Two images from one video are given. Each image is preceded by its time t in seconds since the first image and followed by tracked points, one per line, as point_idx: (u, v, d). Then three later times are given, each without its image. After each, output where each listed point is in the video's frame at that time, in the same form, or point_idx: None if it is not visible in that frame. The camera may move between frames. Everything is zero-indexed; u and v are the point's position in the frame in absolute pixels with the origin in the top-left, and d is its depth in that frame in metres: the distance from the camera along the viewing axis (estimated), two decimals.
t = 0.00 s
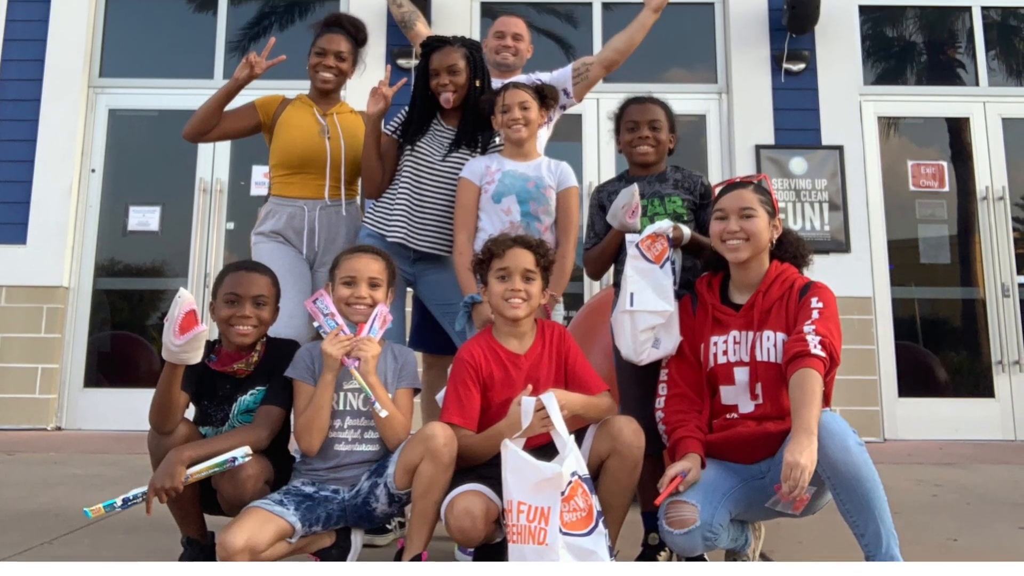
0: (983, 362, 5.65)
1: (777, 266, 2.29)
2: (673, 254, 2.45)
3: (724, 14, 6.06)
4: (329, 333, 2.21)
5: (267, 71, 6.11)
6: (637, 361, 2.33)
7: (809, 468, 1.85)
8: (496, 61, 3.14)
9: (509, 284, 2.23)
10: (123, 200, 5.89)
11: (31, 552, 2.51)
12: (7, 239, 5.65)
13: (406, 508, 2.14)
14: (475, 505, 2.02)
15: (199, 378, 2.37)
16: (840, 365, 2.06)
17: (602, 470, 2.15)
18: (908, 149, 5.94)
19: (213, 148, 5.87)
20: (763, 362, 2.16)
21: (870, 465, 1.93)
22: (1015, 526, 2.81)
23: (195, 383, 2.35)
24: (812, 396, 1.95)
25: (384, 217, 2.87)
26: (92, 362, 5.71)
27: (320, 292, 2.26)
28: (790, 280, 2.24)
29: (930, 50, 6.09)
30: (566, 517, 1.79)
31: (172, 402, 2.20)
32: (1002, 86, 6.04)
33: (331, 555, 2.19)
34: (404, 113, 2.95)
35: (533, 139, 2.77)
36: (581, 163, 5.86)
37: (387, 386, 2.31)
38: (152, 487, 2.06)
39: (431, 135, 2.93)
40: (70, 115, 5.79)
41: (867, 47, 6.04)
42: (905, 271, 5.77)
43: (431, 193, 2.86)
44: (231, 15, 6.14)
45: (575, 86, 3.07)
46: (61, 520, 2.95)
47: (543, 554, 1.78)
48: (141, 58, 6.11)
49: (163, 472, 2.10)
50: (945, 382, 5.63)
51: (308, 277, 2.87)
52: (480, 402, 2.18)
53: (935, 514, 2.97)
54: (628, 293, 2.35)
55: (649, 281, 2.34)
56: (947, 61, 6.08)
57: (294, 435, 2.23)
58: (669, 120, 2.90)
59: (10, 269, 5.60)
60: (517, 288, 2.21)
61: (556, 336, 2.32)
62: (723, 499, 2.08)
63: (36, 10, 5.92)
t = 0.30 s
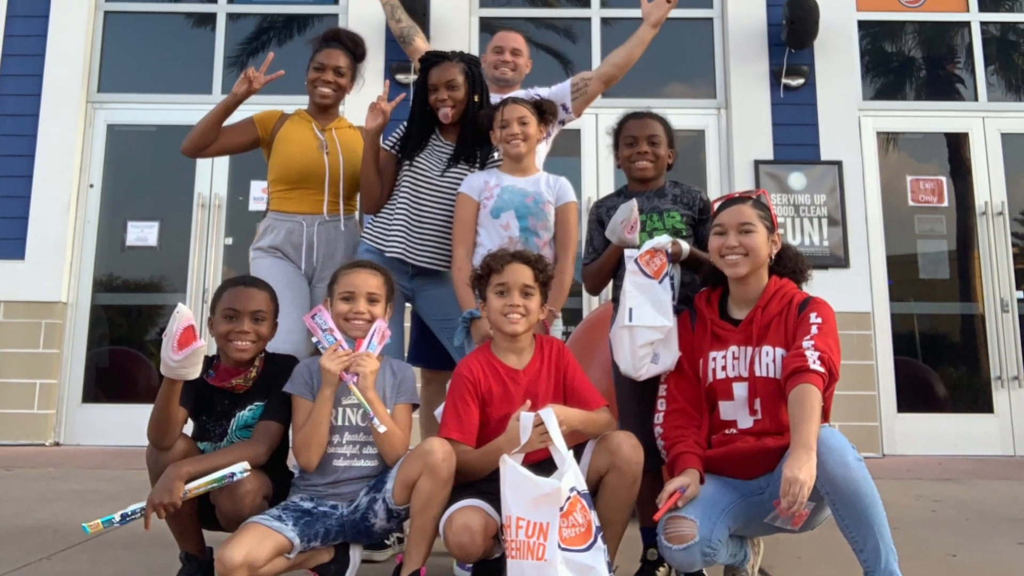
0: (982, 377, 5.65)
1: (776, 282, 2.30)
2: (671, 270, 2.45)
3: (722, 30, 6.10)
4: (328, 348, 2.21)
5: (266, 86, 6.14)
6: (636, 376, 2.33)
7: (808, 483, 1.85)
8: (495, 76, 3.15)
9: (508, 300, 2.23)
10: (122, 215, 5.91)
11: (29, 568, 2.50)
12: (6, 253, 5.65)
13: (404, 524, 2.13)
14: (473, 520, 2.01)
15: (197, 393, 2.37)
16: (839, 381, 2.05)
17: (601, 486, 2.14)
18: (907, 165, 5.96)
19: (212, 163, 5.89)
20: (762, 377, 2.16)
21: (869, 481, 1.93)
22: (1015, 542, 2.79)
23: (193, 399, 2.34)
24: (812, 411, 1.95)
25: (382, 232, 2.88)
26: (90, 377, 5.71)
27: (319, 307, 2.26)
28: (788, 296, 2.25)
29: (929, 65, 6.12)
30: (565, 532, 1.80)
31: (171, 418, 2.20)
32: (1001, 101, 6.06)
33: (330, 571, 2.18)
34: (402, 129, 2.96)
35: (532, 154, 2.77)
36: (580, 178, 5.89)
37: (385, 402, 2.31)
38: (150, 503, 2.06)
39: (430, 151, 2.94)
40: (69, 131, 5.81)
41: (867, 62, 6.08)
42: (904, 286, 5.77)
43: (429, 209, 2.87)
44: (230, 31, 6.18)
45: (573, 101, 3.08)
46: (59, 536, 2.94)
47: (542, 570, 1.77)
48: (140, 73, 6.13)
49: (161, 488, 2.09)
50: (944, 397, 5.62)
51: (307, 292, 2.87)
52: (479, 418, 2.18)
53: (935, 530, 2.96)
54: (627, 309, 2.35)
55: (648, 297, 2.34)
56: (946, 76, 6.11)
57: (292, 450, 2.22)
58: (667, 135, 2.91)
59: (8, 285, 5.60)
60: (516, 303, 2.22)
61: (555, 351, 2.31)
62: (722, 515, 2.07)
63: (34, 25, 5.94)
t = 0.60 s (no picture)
0: (981, 393, 5.64)
1: (775, 297, 2.30)
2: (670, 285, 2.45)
3: (721, 45, 6.13)
4: (326, 363, 2.21)
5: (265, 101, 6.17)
6: (635, 392, 2.32)
7: (807, 499, 1.84)
8: (493, 92, 3.17)
9: (506, 315, 2.24)
10: (120, 230, 5.92)
11: None
12: (5, 268, 5.66)
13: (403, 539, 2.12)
14: (472, 536, 2.00)
15: (195, 409, 2.36)
16: (838, 396, 2.05)
17: (599, 501, 2.14)
18: (906, 180, 5.98)
19: (210, 178, 5.90)
20: (761, 393, 2.16)
21: (868, 496, 1.93)
22: (1013, 557, 2.78)
23: (191, 414, 2.34)
24: (811, 427, 1.95)
25: (381, 248, 2.89)
26: (89, 393, 5.71)
27: (318, 322, 2.27)
28: (787, 311, 2.25)
29: (927, 80, 6.15)
30: (564, 548, 1.80)
31: (169, 434, 2.19)
32: (1001, 116, 6.09)
33: None
34: (401, 144, 2.97)
35: (531, 169, 2.78)
36: (579, 193, 5.91)
37: (384, 417, 2.30)
38: (149, 519, 2.05)
39: (428, 165, 2.95)
40: (67, 146, 5.82)
41: (865, 77, 6.11)
42: (904, 301, 5.77)
43: (428, 224, 2.87)
44: (229, 46, 6.21)
45: (572, 116, 3.09)
46: (57, 551, 2.93)
47: None
48: (138, 88, 6.16)
49: (159, 503, 2.09)
50: (943, 412, 5.62)
51: (305, 307, 2.87)
52: (477, 434, 2.17)
53: (933, 545, 2.95)
54: (626, 324, 2.35)
55: (646, 312, 2.34)
56: (945, 91, 6.14)
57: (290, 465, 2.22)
58: (666, 150, 2.92)
59: (6, 300, 5.60)
60: (515, 318, 2.22)
61: (554, 367, 2.31)
62: (720, 531, 2.07)
63: (33, 40, 5.97)
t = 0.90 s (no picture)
0: (981, 409, 5.63)
1: (774, 312, 2.30)
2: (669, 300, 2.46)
3: (719, 60, 6.16)
4: (325, 379, 2.21)
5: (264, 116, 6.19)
6: (634, 407, 2.32)
7: (806, 515, 1.84)
8: (492, 107, 3.19)
9: (505, 330, 2.24)
10: (119, 245, 5.92)
11: None
12: (3, 283, 5.66)
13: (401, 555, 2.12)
14: (471, 551, 1.99)
15: (193, 424, 2.35)
16: (837, 412, 2.05)
17: (598, 517, 2.13)
18: (905, 196, 5.99)
19: (209, 194, 5.92)
20: (760, 409, 2.16)
21: (868, 512, 1.92)
22: (1013, 573, 2.77)
23: (190, 428, 2.33)
24: (810, 443, 1.94)
25: (380, 263, 2.90)
26: (87, 408, 5.70)
27: (316, 338, 2.27)
28: (786, 326, 2.25)
29: (926, 95, 6.18)
30: (562, 563, 1.80)
31: (168, 449, 2.19)
32: (1000, 131, 6.11)
33: None
34: (399, 159, 2.99)
35: (529, 185, 2.79)
36: (577, 208, 5.92)
37: (382, 433, 2.30)
38: (147, 534, 2.05)
39: (427, 181, 2.96)
40: (67, 161, 5.84)
41: (864, 92, 6.13)
42: (903, 317, 5.77)
43: (426, 239, 2.88)
44: (227, 61, 6.25)
45: (571, 131, 3.11)
46: (55, 567, 2.92)
47: None
48: (138, 103, 6.18)
49: (157, 519, 2.09)
50: (942, 427, 5.61)
51: (303, 322, 2.87)
52: (475, 449, 2.17)
53: (932, 561, 2.93)
54: (624, 339, 2.35)
55: (645, 327, 2.34)
56: (944, 107, 6.16)
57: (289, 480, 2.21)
58: (665, 165, 2.93)
59: (4, 316, 5.60)
60: (513, 333, 2.22)
61: (553, 382, 2.31)
62: (719, 546, 2.06)
63: (32, 55, 5.99)
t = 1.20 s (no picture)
0: (980, 424, 5.62)
1: (773, 327, 2.31)
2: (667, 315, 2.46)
3: (717, 75, 6.19)
4: (323, 394, 2.21)
5: (263, 131, 6.22)
6: (633, 423, 2.31)
7: (805, 530, 1.83)
8: (491, 122, 3.20)
9: (504, 345, 2.24)
10: (117, 260, 5.93)
11: None
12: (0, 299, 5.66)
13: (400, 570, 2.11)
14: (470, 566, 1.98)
15: (191, 439, 2.35)
16: (836, 427, 2.05)
17: (597, 532, 2.12)
18: (904, 211, 5.99)
19: (207, 209, 5.93)
20: (759, 424, 2.16)
21: (868, 529, 1.92)
22: None
23: (188, 444, 2.33)
24: (809, 459, 1.94)
25: (378, 278, 2.90)
26: (85, 423, 5.69)
27: (315, 353, 2.27)
28: (785, 341, 2.25)
29: (925, 111, 6.20)
30: None
31: (166, 465, 2.19)
32: (999, 147, 6.13)
33: None
34: (398, 175, 3.00)
35: (528, 200, 2.80)
36: (576, 223, 5.94)
37: (381, 448, 2.29)
38: (145, 550, 2.04)
39: (426, 196, 2.97)
40: (65, 176, 5.86)
41: (863, 107, 6.15)
42: (902, 332, 5.77)
43: (425, 254, 2.88)
44: (226, 76, 6.28)
45: (569, 147, 3.12)
46: None
47: None
48: (136, 118, 6.21)
49: (156, 534, 2.08)
50: (941, 443, 5.60)
51: (302, 338, 2.88)
52: (474, 464, 2.16)
53: None
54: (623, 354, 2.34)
55: (644, 342, 2.34)
56: (942, 122, 6.19)
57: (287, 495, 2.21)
58: (663, 180, 2.94)
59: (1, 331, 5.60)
60: (512, 348, 2.22)
61: (552, 397, 2.31)
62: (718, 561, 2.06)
63: (30, 70, 6.02)
